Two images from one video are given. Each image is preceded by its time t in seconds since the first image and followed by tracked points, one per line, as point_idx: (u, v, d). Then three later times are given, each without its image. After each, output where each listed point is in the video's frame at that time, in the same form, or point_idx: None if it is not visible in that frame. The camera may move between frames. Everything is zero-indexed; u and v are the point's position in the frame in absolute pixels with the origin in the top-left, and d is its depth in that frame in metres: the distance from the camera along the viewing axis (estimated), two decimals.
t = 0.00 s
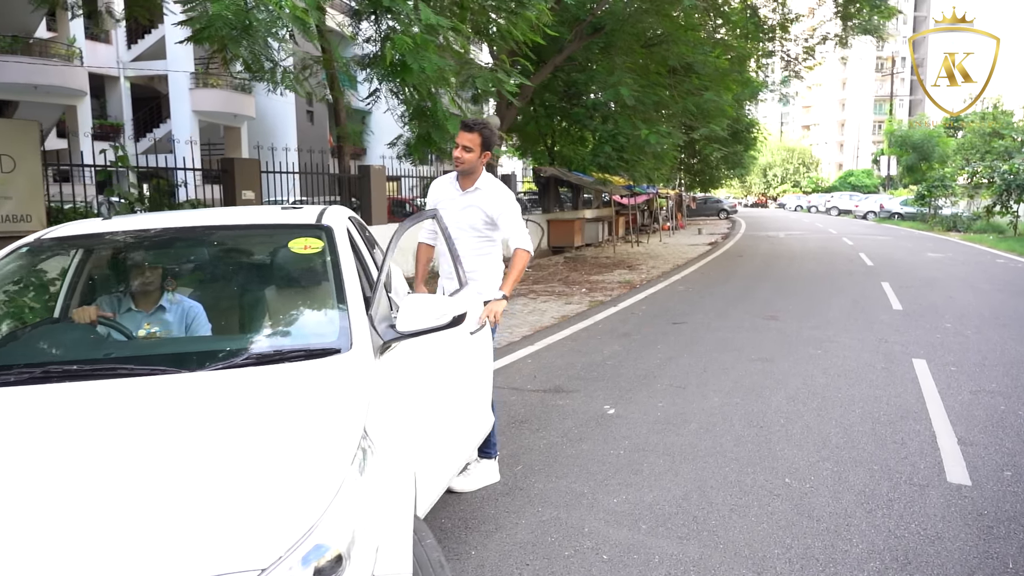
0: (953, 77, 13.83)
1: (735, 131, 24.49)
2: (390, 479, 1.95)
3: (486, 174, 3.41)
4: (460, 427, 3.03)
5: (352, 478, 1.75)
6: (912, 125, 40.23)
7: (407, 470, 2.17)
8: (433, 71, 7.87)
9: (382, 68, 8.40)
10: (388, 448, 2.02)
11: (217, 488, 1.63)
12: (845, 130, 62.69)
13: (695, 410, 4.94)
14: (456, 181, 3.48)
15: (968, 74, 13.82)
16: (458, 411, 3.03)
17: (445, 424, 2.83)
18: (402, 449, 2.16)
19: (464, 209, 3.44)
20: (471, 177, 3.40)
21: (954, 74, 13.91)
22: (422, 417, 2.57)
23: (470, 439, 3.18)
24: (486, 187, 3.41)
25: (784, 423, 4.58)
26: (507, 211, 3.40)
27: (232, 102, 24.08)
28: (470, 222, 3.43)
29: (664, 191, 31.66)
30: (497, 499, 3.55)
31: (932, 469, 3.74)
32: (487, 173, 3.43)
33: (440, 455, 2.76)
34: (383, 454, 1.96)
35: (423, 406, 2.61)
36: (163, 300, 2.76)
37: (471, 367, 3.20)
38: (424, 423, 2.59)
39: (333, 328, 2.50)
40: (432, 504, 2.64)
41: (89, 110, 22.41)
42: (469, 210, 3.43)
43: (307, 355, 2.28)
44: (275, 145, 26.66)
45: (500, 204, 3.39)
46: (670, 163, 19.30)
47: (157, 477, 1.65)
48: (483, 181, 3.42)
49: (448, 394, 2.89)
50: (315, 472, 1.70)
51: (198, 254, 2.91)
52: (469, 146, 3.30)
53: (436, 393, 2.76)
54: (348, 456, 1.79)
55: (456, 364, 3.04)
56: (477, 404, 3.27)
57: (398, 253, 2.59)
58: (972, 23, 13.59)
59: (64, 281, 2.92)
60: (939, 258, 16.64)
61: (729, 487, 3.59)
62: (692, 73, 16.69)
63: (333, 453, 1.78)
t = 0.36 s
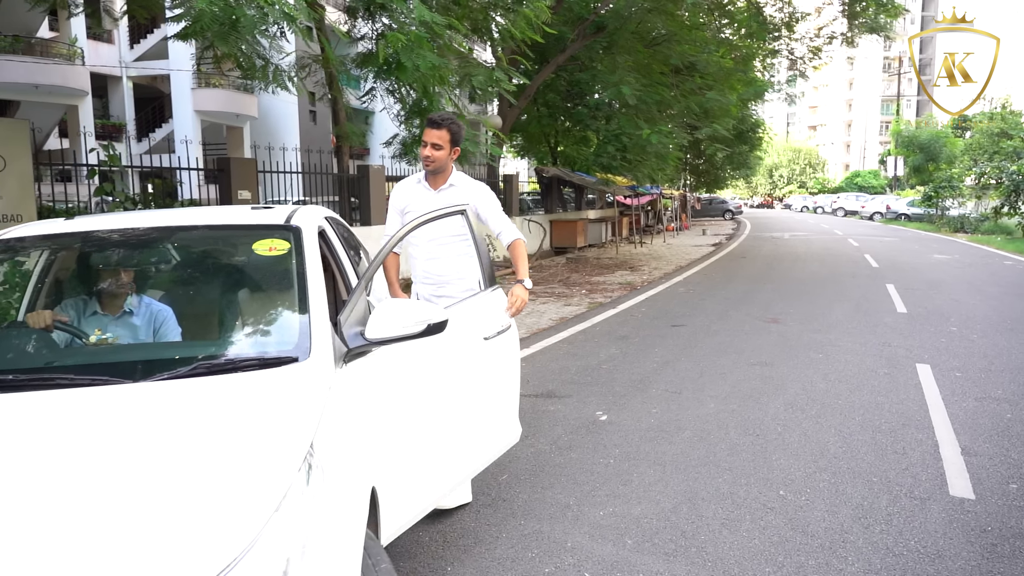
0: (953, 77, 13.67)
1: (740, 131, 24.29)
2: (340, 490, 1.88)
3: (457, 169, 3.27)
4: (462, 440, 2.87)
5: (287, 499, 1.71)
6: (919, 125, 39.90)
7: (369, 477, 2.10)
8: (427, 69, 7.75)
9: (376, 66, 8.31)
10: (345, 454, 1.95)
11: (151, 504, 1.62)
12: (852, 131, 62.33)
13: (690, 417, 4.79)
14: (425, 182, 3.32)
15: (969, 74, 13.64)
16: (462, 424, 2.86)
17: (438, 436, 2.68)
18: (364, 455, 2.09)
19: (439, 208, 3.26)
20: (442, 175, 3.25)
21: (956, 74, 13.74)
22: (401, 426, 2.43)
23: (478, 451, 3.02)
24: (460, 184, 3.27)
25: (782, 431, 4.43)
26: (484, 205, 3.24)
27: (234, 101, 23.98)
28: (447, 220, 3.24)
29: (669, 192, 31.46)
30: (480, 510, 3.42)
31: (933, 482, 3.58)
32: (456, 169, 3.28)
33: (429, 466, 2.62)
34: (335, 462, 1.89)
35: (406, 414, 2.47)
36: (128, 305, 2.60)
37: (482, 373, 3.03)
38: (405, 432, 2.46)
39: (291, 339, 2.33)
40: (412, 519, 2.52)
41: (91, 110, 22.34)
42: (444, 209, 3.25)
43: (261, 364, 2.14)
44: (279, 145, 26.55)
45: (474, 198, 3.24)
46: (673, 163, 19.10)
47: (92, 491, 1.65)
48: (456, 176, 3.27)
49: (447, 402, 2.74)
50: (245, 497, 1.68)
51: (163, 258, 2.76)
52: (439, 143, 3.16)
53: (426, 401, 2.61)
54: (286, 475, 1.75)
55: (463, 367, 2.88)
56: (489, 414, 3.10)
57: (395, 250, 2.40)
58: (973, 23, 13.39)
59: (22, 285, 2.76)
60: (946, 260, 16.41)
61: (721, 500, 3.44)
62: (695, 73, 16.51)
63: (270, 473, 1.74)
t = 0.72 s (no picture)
0: (953, 77, 13.50)
1: (746, 132, 24.07)
2: (285, 504, 1.78)
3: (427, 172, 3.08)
4: (441, 448, 2.62)
5: (217, 514, 1.64)
6: (929, 126, 39.52)
7: (322, 487, 1.99)
8: (423, 67, 7.64)
9: (369, 65, 8.24)
10: (291, 462, 1.85)
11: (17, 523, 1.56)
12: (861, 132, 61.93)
13: (685, 424, 4.65)
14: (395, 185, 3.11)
15: (969, 75, 13.45)
16: (455, 436, 2.71)
17: (422, 448, 2.54)
18: (316, 466, 1.97)
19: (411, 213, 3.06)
20: (413, 179, 3.05)
21: (956, 74, 13.57)
22: (372, 438, 2.30)
23: (479, 463, 2.87)
24: (434, 186, 3.07)
25: (778, 439, 4.28)
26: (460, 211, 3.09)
27: (238, 101, 23.95)
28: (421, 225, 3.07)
29: (675, 192, 31.26)
30: (459, 522, 3.29)
31: (935, 495, 3.43)
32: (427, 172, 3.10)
33: (411, 479, 2.48)
34: (280, 471, 1.79)
35: (381, 425, 2.35)
36: (90, 308, 2.52)
37: (482, 381, 2.88)
38: (379, 443, 2.33)
39: (246, 345, 2.18)
40: (389, 536, 2.40)
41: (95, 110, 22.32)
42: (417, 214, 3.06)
43: (209, 372, 2.00)
44: (284, 145, 26.50)
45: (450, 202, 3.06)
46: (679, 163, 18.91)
47: None
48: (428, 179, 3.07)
49: (435, 413, 2.60)
50: (170, 516, 1.60)
51: (128, 260, 2.63)
52: (408, 144, 2.96)
53: (408, 412, 2.48)
54: (219, 489, 1.67)
55: (457, 375, 2.73)
56: (491, 424, 2.93)
57: (372, 259, 2.31)
58: (973, 24, 13.22)
59: None
60: (955, 262, 16.16)
61: (711, 512, 3.31)
62: (700, 73, 16.34)
63: (201, 487, 1.66)
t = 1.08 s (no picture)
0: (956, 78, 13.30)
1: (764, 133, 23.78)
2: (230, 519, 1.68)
3: (410, 176, 2.93)
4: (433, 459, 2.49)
5: (155, 522, 1.55)
6: (951, 126, 38.86)
7: (278, 500, 1.88)
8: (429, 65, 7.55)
9: (373, 65, 8.13)
10: (239, 473, 1.75)
11: None
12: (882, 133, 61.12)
13: (688, 432, 4.50)
14: (373, 189, 2.93)
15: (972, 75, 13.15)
16: (448, 447, 2.55)
17: (402, 457, 2.38)
18: (274, 478, 1.87)
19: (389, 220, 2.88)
20: (393, 184, 2.89)
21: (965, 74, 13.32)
22: (348, 450, 2.19)
23: (480, 475, 2.71)
24: (416, 192, 2.90)
25: (785, 449, 4.11)
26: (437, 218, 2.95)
27: (254, 102, 24.04)
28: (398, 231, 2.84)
29: (691, 193, 30.98)
30: (447, 533, 3.17)
31: (949, 511, 3.26)
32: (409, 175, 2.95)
33: (395, 493, 2.35)
34: (228, 482, 1.70)
35: (360, 437, 2.23)
36: (66, 309, 2.44)
37: (482, 391, 2.71)
38: (357, 455, 2.21)
39: (206, 349, 2.07)
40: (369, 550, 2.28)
41: (113, 111, 22.49)
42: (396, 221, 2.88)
43: (164, 379, 1.90)
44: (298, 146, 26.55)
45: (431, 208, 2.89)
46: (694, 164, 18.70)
47: None
48: (411, 185, 2.92)
49: (426, 424, 2.45)
50: (101, 527, 1.51)
51: (111, 259, 2.55)
52: (390, 148, 2.81)
53: (393, 423, 2.35)
54: (158, 499, 1.58)
55: (452, 384, 2.57)
56: (493, 435, 2.76)
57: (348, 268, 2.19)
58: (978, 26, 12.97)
59: None
60: (978, 265, 15.79)
61: (710, 527, 3.16)
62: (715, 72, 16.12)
63: (139, 496, 1.58)
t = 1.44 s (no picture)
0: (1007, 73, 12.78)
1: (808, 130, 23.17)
2: (200, 535, 1.59)
3: (414, 171, 2.78)
4: (445, 478, 2.31)
5: (110, 542, 1.48)
6: (1007, 122, 37.36)
7: (258, 514, 1.77)
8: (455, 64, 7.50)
9: (400, 65, 8.06)
10: (207, 491, 1.65)
11: None
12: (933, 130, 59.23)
13: (716, 441, 4.32)
14: (373, 185, 2.80)
15: None
16: (459, 463, 2.34)
17: (409, 475, 2.21)
18: (246, 496, 1.74)
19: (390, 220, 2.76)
20: (395, 182, 2.76)
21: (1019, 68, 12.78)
22: (340, 464, 2.03)
23: (502, 491, 2.51)
24: (419, 191, 2.75)
25: (819, 463, 3.90)
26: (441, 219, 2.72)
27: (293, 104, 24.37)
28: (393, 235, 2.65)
29: (732, 193, 30.40)
30: (458, 545, 3.06)
31: (996, 535, 3.02)
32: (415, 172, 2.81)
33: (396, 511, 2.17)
34: (200, 495, 1.62)
35: (353, 451, 2.07)
36: (77, 311, 2.41)
37: (496, 404, 2.46)
38: (350, 471, 2.05)
39: (193, 355, 1.99)
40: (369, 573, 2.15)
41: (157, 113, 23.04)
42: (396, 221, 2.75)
43: (146, 388, 1.82)
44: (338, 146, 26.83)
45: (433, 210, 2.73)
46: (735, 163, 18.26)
47: None
48: (414, 183, 2.77)
49: (424, 437, 2.24)
50: (51, 547, 1.45)
51: (129, 260, 2.50)
52: (390, 146, 2.68)
53: (393, 436, 2.17)
54: (116, 518, 1.51)
55: (459, 396, 2.35)
56: (514, 449, 2.53)
57: (346, 273, 2.14)
58: None
59: None
60: None
61: (734, 546, 2.99)
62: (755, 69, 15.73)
63: (97, 513, 1.51)
